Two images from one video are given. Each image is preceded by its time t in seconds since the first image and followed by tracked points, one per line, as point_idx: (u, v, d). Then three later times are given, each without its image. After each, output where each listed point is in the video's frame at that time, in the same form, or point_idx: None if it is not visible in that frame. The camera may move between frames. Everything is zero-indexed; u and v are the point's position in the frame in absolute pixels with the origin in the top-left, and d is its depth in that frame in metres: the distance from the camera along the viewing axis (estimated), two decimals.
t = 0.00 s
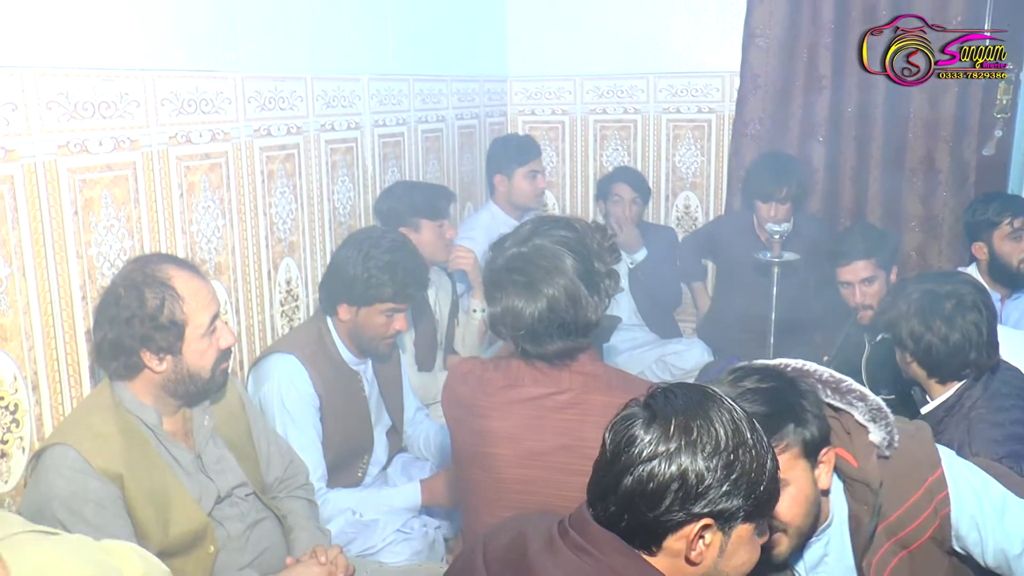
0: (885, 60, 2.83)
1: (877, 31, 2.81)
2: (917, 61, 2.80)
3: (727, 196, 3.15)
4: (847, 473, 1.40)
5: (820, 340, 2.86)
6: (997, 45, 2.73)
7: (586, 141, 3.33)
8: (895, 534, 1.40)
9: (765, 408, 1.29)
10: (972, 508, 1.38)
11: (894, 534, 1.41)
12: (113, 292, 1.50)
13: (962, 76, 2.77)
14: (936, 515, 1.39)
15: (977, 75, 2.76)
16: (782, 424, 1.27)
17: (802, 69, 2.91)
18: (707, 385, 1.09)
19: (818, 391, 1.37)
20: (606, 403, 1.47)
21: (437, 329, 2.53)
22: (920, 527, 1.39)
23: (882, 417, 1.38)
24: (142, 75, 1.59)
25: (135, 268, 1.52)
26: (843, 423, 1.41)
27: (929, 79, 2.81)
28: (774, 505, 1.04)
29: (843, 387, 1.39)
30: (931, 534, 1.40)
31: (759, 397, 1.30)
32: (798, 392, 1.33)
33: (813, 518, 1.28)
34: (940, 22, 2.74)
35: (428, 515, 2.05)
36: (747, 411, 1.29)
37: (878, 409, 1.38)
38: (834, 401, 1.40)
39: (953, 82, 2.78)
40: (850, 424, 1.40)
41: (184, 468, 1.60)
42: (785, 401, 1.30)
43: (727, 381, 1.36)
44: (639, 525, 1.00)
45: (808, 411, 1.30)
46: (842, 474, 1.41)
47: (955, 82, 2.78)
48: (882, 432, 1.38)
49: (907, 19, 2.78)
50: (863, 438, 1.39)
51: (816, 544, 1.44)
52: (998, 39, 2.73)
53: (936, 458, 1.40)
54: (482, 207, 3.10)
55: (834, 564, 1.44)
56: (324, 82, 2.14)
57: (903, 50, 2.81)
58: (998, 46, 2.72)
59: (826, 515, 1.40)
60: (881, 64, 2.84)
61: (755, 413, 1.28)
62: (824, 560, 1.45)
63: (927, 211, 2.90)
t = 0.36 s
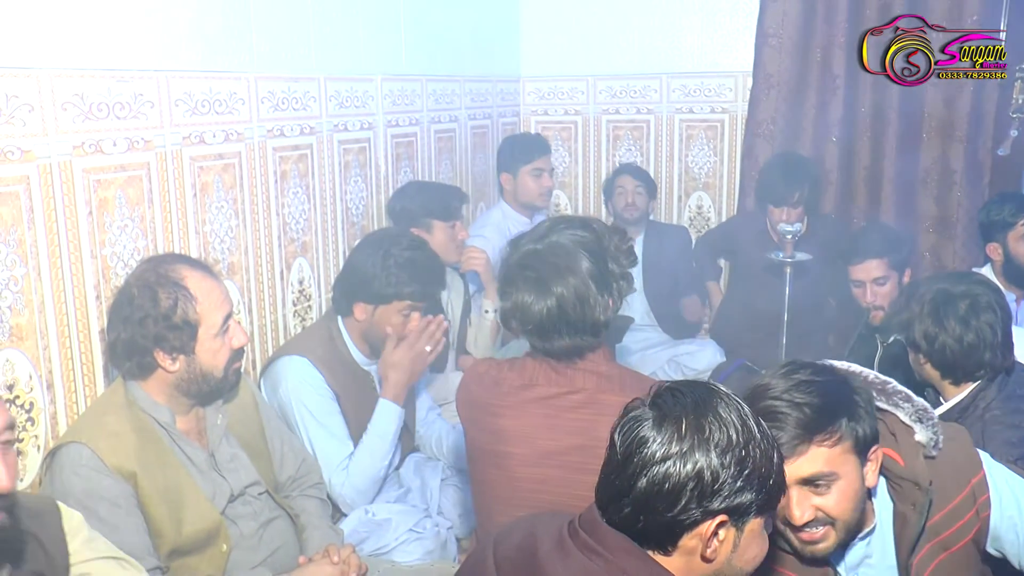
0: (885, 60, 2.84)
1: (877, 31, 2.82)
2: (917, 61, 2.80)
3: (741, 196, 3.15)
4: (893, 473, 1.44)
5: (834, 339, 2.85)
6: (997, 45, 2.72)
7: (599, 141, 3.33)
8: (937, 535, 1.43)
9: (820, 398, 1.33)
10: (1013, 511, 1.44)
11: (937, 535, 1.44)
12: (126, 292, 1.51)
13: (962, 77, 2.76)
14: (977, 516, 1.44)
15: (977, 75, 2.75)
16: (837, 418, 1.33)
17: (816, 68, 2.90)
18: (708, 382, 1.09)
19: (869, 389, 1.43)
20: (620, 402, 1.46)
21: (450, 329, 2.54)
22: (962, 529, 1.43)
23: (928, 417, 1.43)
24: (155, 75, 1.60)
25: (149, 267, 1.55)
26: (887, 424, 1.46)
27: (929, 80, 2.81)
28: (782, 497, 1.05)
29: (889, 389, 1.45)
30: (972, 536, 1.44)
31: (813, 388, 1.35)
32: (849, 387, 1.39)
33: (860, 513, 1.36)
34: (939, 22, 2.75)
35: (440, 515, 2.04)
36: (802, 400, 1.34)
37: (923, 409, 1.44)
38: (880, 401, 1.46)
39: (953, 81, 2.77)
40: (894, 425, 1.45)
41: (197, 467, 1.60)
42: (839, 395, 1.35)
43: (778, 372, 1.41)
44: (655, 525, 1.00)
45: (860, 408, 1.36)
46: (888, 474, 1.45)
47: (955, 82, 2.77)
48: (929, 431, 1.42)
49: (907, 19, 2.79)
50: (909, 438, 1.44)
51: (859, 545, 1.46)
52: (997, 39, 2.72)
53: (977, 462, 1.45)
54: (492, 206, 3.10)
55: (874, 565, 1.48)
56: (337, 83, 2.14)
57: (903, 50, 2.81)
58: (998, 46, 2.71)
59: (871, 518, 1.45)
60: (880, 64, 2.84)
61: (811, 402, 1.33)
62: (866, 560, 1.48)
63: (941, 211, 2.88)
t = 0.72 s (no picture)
0: (885, 60, 2.84)
1: (878, 31, 2.82)
2: (918, 61, 2.81)
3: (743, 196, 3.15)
4: (919, 464, 1.42)
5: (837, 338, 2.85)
6: (997, 45, 2.72)
7: (601, 141, 3.33)
8: (959, 529, 1.41)
9: (853, 386, 1.34)
10: None
11: (958, 529, 1.41)
12: (127, 292, 1.51)
13: (962, 76, 2.76)
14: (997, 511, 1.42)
15: (977, 75, 2.75)
16: (869, 406, 1.33)
17: (819, 68, 2.90)
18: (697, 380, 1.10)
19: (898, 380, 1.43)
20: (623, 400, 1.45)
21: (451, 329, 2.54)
22: (983, 523, 1.41)
23: (953, 410, 1.42)
24: (157, 75, 1.60)
25: (151, 267, 1.54)
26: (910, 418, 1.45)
27: (928, 79, 2.81)
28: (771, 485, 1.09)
29: (913, 384, 1.46)
30: (992, 532, 1.41)
31: (845, 374, 1.36)
32: (883, 377, 1.38)
33: (881, 504, 1.36)
34: (940, 22, 2.75)
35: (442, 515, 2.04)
36: (833, 386, 1.34)
37: (948, 403, 1.43)
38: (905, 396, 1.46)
39: (952, 81, 2.78)
40: (918, 419, 1.44)
41: (199, 466, 1.60)
42: (872, 383, 1.36)
43: (812, 359, 1.41)
44: (672, 524, 0.99)
45: (893, 398, 1.36)
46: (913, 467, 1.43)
47: (954, 82, 2.77)
48: (954, 424, 1.41)
49: (907, 19, 2.79)
50: (933, 431, 1.43)
51: (879, 537, 1.44)
52: (997, 39, 2.72)
53: (998, 458, 1.44)
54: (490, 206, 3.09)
55: (892, 560, 1.45)
56: (339, 83, 2.14)
57: (903, 50, 2.81)
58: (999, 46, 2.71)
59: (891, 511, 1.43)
60: (881, 64, 2.84)
61: (844, 388, 1.33)
62: (884, 555, 1.45)
63: (944, 211, 2.88)
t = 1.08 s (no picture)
0: (885, 60, 2.84)
1: (878, 31, 2.82)
2: (918, 61, 2.81)
3: (741, 195, 3.15)
4: (912, 460, 1.41)
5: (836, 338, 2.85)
6: (997, 45, 2.71)
7: (599, 141, 3.33)
8: (952, 525, 1.40)
9: (847, 383, 1.33)
10: None
11: (950, 525, 1.40)
12: (125, 292, 1.50)
13: (962, 76, 2.76)
14: (989, 508, 1.42)
15: (977, 75, 2.75)
16: (861, 405, 1.32)
17: (816, 68, 2.90)
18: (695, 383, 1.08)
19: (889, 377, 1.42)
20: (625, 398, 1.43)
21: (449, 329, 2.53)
22: (976, 518, 1.41)
23: (945, 407, 1.41)
24: (156, 76, 1.60)
25: (148, 267, 1.53)
26: (904, 415, 1.43)
27: (928, 80, 2.81)
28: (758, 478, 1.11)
29: (907, 380, 1.45)
30: (984, 526, 1.41)
31: (838, 372, 1.35)
32: (877, 376, 1.38)
33: (869, 503, 1.35)
34: (940, 22, 2.75)
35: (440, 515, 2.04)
36: (827, 384, 1.33)
37: (940, 400, 1.42)
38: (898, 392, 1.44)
39: (952, 81, 2.78)
40: (911, 415, 1.43)
41: (197, 468, 1.60)
42: (865, 381, 1.35)
43: (806, 356, 1.40)
44: (696, 534, 0.98)
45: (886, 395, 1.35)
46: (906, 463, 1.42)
47: (954, 82, 2.77)
48: (947, 420, 1.40)
49: (908, 19, 2.78)
50: (926, 428, 1.41)
51: (873, 532, 1.42)
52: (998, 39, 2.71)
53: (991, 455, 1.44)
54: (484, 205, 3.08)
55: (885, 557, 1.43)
56: (337, 83, 2.14)
57: (904, 50, 2.82)
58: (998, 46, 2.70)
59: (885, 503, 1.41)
60: (881, 64, 2.84)
61: (837, 386, 1.32)
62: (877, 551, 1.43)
63: (941, 211, 2.88)
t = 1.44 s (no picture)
0: (885, 59, 2.84)
1: (876, 30, 2.82)
2: (918, 61, 2.81)
3: (733, 195, 3.15)
4: (884, 461, 1.39)
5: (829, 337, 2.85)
6: (996, 46, 2.71)
7: (592, 140, 3.33)
8: (926, 523, 1.38)
9: (807, 385, 1.32)
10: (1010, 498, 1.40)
11: (925, 523, 1.38)
12: (116, 292, 1.49)
13: (962, 77, 2.76)
14: (966, 506, 1.38)
15: (976, 75, 2.75)
16: (818, 405, 1.31)
17: (808, 68, 2.90)
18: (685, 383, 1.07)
19: (857, 377, 1.40)
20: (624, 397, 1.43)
21: (442, 329, 2.53)
22: (951, 518, 1.37)
23: (920, 407, 1.38)
24: (148, 76, 1.59)
25: (141, 268, 1.52)
26: (878, 413, 1.41)
27: (929, 80, 2.81)
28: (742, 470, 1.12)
29: (882, 379, 1.41)
30: (960, 526, 1.38)
31: (800, 374, 1.34)
32: (840, 376, 1.36)
33: (836, 501, 1.33)
34: (941, 22, 2.74)
35: (433, 514, 2.04)
36: (786, 387, 1.32)
37: (915, 399, 1.39)
38: (872, 391, 1.41)
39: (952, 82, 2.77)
40: (886, 414, 1.40)
41: (190, 469, 1.59)
42: (825, 382, 1.33)
43: (773, 356, 1.40)
44: (700, 539, 0.98)
45: (848, 394, 1.34)
46: (880, 463, 1.40)
47: (954, 82, 2.77)
48: (920, 420, 1.38)
49: (908, 19, 2.78)
50: (900, 427, 1.39)
51: (847, 530, 1.40)
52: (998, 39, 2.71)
53: (970, 453, 1.40)
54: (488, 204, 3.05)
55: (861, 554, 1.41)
56: (330, 83, 2.14)
57: (903, 50, 2.82)
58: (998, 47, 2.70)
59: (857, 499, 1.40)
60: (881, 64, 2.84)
61: (796, 388, 1.32)
62: (851, 549, 1.41)
63: (934, 210, 2.89)
